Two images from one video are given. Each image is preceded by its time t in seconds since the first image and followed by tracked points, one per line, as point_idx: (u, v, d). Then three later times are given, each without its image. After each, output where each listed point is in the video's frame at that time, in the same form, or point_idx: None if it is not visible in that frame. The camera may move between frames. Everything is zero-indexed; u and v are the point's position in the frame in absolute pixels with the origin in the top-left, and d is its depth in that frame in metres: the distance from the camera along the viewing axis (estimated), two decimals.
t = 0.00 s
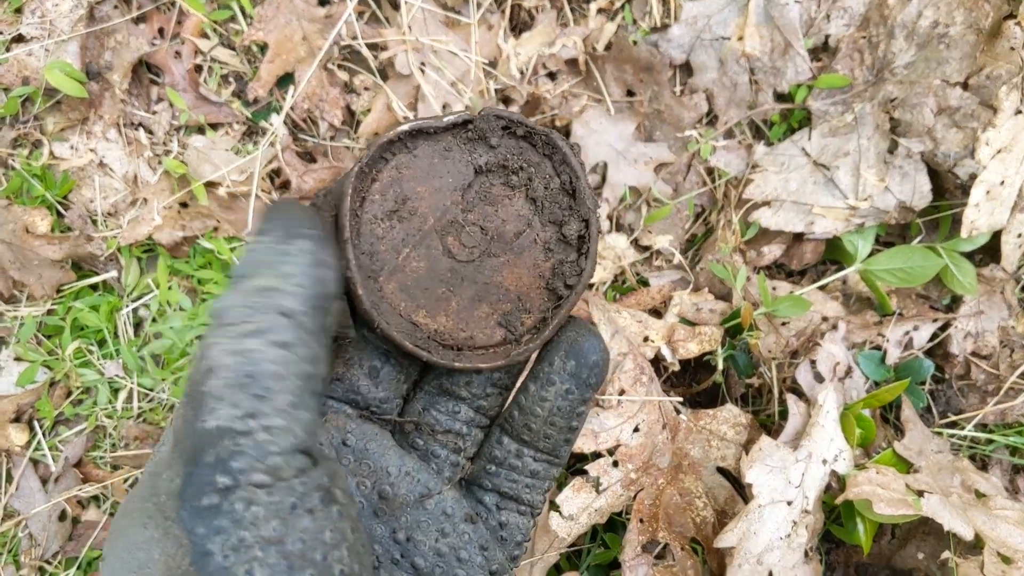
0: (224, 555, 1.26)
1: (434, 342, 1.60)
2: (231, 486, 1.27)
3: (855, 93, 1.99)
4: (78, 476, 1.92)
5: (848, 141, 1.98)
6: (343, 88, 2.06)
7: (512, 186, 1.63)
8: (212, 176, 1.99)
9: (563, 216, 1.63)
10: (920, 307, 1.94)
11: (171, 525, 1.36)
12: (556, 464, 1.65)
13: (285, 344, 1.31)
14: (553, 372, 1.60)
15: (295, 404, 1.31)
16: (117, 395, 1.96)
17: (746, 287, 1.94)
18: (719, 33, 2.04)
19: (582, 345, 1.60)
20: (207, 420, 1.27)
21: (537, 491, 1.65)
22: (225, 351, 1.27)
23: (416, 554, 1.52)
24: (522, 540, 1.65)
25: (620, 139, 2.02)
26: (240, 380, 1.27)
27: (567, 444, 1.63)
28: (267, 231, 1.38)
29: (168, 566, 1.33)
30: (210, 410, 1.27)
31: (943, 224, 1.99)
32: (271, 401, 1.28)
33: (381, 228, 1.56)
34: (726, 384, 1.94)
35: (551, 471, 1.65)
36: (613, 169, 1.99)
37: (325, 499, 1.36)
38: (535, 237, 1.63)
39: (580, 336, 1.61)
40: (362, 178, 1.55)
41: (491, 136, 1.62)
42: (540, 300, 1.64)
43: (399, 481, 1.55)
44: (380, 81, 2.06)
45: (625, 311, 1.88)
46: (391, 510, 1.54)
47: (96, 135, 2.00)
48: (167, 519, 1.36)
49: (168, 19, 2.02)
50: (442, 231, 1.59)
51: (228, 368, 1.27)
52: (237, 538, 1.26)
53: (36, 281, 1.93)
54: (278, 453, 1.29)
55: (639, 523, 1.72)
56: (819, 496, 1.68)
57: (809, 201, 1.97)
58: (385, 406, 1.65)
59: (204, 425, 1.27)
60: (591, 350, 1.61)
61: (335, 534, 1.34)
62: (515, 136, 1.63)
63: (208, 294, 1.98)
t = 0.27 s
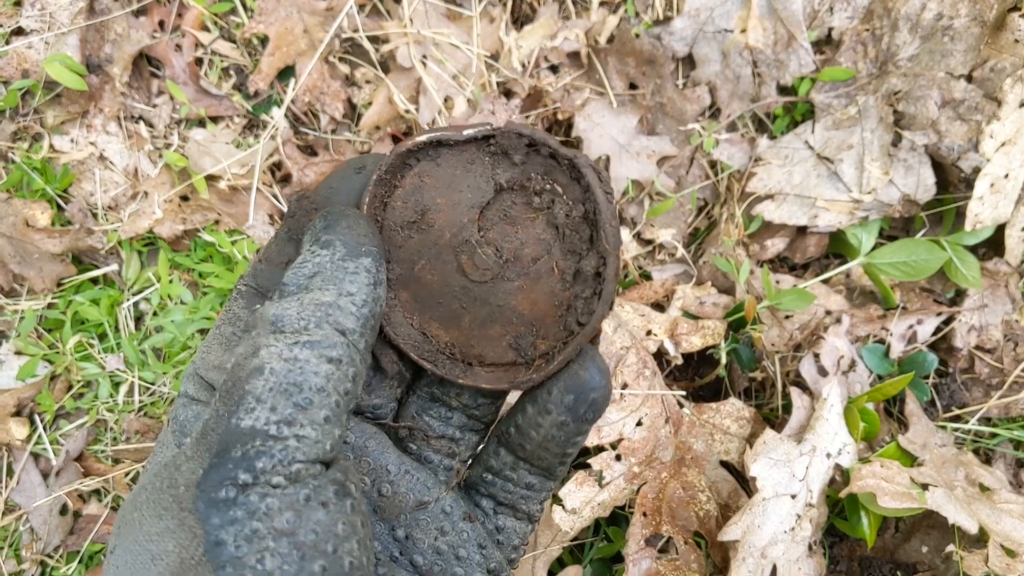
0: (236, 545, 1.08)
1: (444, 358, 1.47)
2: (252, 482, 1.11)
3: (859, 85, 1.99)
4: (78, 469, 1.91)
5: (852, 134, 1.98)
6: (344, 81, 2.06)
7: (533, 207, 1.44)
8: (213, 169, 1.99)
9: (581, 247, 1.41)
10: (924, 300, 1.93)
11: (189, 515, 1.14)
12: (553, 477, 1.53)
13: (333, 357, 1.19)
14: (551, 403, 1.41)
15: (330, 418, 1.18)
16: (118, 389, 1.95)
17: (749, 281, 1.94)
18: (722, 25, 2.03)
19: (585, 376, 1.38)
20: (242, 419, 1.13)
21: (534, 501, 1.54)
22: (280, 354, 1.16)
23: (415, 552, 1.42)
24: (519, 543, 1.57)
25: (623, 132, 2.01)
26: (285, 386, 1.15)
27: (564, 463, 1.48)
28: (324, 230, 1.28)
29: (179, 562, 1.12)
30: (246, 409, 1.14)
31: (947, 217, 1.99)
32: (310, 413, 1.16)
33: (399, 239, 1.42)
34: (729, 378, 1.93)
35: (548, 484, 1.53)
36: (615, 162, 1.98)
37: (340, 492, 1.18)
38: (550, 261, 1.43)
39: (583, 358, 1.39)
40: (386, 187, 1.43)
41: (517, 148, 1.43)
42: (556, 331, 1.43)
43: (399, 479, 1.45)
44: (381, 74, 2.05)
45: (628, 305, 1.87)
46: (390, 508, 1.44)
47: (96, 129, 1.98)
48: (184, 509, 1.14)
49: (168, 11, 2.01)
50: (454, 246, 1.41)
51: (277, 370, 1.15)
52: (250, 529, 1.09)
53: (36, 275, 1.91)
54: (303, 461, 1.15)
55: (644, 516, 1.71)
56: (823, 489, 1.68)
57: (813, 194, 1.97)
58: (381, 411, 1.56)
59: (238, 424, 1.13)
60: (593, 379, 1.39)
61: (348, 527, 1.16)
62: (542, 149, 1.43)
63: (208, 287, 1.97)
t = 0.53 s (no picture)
0: (229, 531, 1.00)
1: (367, 393, 1.29)
2: (245, 473, 1.02)
3: (860, 83, 1.98)
4: (79, 468, 1.91)
5: (853, 132, 1.97)
6: (344, 80, 2.05)
7: (479, 286, 1.10)
8: (213, 168, 1.98)
9: (496, 347, 1.06)
10: (925, 299, 1.93)
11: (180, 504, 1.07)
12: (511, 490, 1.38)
13: (321, 360, 1.10)
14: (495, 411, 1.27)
15: (319, 420, 1.09)
16: (119, 388, 1.94)
17: (750, 280, 1.94)
18: (723, 23, 2.03)
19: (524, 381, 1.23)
20: (232, 418, 1.04)
21: (494, 514, 1.41)
22: (270, 356, 1.08)
23: (384, 562, 1.34)
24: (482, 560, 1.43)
25: (624, 131, 2.02)
26: (275, 387, 1.06)
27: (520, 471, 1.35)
28: (303, 240, 1.20)
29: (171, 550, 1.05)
30: (237, 408, 1.05)
31: (949, 215, 1.98)
32: (300, 414, 1.07)
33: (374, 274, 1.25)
34: (730, 377, 1.94)
35: (507, 497, 1.39)
36: (615, 160, 1.99)
37: (326, 483, 1.09)
38: (474, 348, 1.09)
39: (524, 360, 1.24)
40: (385, 219, 1.26)
41: (479, 227, 1.12)
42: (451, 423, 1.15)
43: (370, 491, 1.32)
44: (382, 72, 2.05)
45: (629, 304, 1.87)
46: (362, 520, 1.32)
47: (96, 127, 1.98)
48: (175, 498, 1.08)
49: (168, 9, 2.01)
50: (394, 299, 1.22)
51: (267, 372, 1.07)
52: (242, 515, 1.01)
53: (37, 274, 1.91)
54: (294, 455, 1.05)
55: (644, 516, 1.70)
56: (824, 488, 1.68)
57: (814, 193, 1.97)
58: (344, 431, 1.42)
59: (228, 422, 1.04)
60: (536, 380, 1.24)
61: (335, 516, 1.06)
62: (502, 232, 1.08)
63: (208, 286, 1.97)
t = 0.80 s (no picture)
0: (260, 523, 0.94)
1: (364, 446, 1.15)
2: (269, 460, 0.97)
3: (866, 77, 1.97)
4: (80, 464, 1.90)
5: (858, 126, 1.97)
6: (347, 73, 2.04)
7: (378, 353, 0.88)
8: (215, 162, 1.98)
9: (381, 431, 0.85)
10: (930, 294, 1.92)
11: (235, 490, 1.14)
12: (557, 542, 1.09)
13: (315, 361, 1.04)
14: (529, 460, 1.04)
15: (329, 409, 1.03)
16: (121, 383, 1.93)
17: (755, 275, 1.93)
18: (727, 17, 2.02)
19: (553, 437, 1.01)
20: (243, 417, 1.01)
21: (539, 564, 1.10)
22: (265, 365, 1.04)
23: None
24: None
25: (628, 125, 2.00)
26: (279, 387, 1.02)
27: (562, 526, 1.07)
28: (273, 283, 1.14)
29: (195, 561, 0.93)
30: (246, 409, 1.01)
31: (955, 210, 1.98)
32: (307, 405, 1.01)
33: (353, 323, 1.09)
34: (735, 372, 1.93)
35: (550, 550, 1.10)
36: (619, 155, 1.98)
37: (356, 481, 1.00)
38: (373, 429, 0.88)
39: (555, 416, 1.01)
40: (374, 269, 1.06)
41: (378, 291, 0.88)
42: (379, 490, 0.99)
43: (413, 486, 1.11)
44: (385, 66, 2.04)
45: (633, 298, 1.86)
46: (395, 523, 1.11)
47: (98, 121, 1.97)
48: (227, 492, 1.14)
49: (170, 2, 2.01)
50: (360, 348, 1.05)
51: (266, 378, 1.03)
52: (274, 506, 0.94)
53: (39, 269, 1.90)
54: (312, 438, 0.99)
55: (650, 511, 1.69)
56: (830, 483, 1.68)
57: (819, 187, 1.96)
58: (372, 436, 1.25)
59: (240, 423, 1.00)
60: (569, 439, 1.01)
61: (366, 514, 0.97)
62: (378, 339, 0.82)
63: (212, 280, 1.96)
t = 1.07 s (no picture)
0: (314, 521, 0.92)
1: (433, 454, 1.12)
2: (327, 458, 0.94)
3: (868, 72, 1.96)
4: (80, 461, 1.90)
5: (860, 122, 1.96)
6: (346, 68, 2.04)
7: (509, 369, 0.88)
8: (214, 158, 1.97)
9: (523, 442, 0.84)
10: (932, 290, 1.91)
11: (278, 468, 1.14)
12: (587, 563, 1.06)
13: (381, 348, 0.99)
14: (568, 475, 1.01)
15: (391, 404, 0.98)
16: (120, 379, 1.93)
17: (757, 271, 1.92)
18: (729, 11, 2.00)
19: (601, 455, 0.96)
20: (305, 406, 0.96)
21: None
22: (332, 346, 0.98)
23: None
24: None
25: (629, 120, 1.98)
26: (343, 376, 0.97)
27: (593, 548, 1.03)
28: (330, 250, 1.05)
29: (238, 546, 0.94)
30: (309, 397, 0.96)
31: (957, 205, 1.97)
32: (369, 399, 0.97)
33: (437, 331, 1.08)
34: (736, 368, 1.92)
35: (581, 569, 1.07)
36: (620, 150, 1.96)
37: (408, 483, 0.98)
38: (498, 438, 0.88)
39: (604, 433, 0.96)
40: (453, 283, 1.03)
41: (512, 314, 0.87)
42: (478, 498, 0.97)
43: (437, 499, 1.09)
44: (384, 61, 2.02)
45: (634, 294, 1.85)
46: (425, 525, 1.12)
47: (96, 116, 1.96)
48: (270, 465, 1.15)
49: None
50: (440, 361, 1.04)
51: (331, 363, 0.98)
52: (330, 506, 0.92)
53: (37, 264, 1.89)
54: (373, 439, 0.96)
55: (650, 508, 1.69)
56: (832, 481, 1.67)
57: (820, 182, 1.95)
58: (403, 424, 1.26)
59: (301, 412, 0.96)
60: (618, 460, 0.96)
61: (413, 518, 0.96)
62: (532, 344, 0.81)
63: (210, 276, 1.95)
